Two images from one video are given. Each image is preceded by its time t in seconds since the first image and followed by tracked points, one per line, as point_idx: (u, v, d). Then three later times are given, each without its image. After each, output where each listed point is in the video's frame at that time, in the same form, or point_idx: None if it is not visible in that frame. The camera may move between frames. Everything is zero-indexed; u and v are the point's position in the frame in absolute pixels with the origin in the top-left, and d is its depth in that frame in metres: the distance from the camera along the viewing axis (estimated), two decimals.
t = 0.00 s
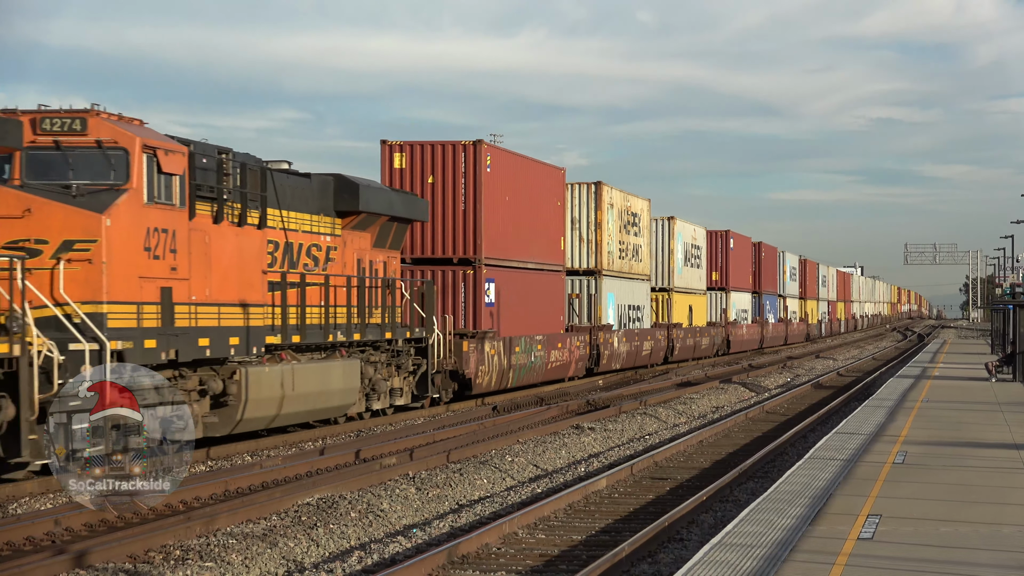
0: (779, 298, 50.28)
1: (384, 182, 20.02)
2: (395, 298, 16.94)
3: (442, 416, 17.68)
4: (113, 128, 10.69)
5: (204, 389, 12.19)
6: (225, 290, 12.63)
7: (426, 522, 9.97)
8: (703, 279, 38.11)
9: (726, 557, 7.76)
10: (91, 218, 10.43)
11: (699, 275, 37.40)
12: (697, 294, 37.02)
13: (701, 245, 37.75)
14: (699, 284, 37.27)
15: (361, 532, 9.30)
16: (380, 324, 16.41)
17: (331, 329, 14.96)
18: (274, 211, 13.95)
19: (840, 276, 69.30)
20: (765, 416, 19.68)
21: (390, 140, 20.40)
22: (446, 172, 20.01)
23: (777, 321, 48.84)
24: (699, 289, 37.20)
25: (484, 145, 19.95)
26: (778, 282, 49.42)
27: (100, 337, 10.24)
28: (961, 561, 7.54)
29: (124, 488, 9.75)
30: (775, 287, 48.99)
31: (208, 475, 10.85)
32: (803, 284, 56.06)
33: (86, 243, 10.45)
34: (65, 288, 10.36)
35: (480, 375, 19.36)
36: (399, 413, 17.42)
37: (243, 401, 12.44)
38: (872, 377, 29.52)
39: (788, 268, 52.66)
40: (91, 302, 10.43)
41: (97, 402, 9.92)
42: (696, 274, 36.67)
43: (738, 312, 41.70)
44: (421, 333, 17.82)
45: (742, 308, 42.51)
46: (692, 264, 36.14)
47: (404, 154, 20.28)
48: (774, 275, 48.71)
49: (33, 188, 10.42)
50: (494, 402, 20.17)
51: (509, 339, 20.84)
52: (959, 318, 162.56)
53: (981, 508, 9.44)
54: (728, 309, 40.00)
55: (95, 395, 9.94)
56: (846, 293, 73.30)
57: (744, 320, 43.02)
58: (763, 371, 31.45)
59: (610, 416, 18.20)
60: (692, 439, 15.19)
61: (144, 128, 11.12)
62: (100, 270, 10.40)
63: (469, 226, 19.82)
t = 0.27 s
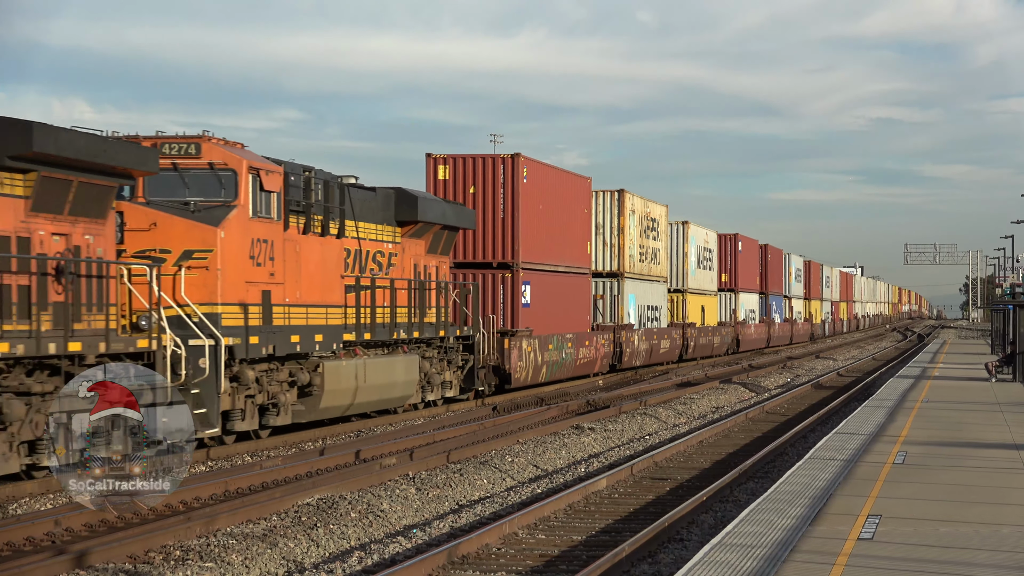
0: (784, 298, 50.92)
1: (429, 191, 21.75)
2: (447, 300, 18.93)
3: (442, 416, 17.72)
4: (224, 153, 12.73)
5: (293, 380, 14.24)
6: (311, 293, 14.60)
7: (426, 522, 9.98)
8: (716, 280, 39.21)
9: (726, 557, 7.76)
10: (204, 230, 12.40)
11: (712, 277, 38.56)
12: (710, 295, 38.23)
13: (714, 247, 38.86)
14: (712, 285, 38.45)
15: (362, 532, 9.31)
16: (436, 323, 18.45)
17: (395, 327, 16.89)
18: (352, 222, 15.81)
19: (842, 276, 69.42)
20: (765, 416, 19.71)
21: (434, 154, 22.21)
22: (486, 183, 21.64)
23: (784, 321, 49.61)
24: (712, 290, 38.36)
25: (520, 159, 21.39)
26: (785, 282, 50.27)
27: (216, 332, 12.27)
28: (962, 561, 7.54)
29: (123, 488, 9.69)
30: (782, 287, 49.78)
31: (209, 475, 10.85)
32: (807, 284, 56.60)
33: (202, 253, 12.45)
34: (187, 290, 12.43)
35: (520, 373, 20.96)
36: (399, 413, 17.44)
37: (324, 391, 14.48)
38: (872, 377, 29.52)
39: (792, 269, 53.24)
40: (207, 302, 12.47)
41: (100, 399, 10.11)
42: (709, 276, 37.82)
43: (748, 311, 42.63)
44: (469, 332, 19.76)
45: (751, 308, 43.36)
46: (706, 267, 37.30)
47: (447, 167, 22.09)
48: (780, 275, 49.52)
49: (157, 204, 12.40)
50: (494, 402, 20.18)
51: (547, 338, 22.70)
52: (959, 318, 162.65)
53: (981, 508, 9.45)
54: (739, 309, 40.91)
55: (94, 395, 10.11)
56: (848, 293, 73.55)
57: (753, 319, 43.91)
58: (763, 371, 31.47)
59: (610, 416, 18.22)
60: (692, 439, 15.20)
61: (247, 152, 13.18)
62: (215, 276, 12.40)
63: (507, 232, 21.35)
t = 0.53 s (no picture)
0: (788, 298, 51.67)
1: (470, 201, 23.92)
2: (489, 300, 20.75)
3: (442, 416, 17.72)
4: (308, 171, 14.20)
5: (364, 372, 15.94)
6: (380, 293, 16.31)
7: (426, 522, 9.97)
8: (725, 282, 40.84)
9: (727, 557, 7.76)
10: (294, 240, 13.94)
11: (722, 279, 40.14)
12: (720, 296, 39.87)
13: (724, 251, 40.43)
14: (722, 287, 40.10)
15: (361, 532, 9.30)
16: (479, 322, 20.21)
17: (446, 325, 18.76)
18: (413, 230, 17.59)
19: (845, 277, 69.70)
20: (765, 416, 19.71)
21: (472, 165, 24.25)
22: (521, 193, 23.78)
23: (791, 321, 50.88)
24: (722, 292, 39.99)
25: (553, 170, 23.71)
26: (789, 283, 51.46)
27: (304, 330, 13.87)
28: (962, 561, 7.54)
29: (123, 488, 9.68)
30: (785, 288, 50.80)
31: (209, 475, 10.84)
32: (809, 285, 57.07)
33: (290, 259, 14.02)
34: (278, 292, 14.00)
35: (553, 367, 22.84)
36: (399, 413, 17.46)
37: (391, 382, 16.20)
38: (872, 377, 29.52)
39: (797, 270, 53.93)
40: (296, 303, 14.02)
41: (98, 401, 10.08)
42: (718, 279, 39.46)
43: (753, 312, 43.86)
44: (508, 329, 21.50)
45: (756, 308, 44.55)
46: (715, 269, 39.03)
47: (483, 177, 24.19)
48: (785, 276, 50.59)
49: (251, 217, 13.95)
50: (494, 402, 20.20)
51: (575, 334, 24.72)
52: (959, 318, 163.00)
53: (980, 508, 9.44)
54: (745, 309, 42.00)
55: (95, 394, 10.08)
56: (851, 293, 73.90)
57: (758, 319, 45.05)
58: (763, 371, 31.48)
59: (610, 416, 18.22)
60: (692, 439, 15.20)
61: (326, 169, 14.67)
62: (304, 280, 13.97)
63: (540, 238, 23.53)
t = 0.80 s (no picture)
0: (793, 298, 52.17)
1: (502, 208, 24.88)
2: (525, 301, 22.40)
3: (441, 416, 17.73)
4: (375, 185, 15.83)
5: (420, 367, 17.76)
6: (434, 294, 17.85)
7: (426, 522, 9.97)
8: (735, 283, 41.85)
9: (726, 557, 7.75)
10: (363, 249, 15.64)
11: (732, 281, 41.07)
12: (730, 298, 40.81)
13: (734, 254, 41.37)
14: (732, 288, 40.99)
15: (361, 532, 9.30)
16: (517, 321, 21.86)
17: (489, 323, 20.45)
18: (462, 238, 19.25)
19: (847, 277, 69.85)
20: (764, 416, 19.70)
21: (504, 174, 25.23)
22: (551, 201, 24.69)
23: (795, 321, 51.69)
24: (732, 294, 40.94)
25: (579, 179, 24.55)
26: (795, 284, 52.25)
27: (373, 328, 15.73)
28: (962, 561, 7.54)
29: (122, 488, 9.36)
30: (791, 288, 51.43)
31: (209, 475, 10.82)
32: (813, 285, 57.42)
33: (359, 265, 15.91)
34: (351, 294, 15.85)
35: (582, 362, 24.51)
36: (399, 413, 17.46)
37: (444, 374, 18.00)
38: (872, 377, 29.50)
39: (801, 271, 54.43)
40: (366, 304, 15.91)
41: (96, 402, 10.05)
42: (728, 280, 40.39)
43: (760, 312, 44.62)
44: (542, 327, 23.09)
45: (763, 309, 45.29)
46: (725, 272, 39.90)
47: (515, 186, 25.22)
48: (791, 277, 51.27)
49: (325, 227, 15.50)
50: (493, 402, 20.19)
51: (603, 332, 26.24)
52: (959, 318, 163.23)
53: (980, 508, 9.44)
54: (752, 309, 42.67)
55: (94, 395, 10.11)
56: (853, 293, 74.14)
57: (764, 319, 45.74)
58: (762, 371, 31.47)
59: (610, 416, 18.21)
60: (692, 439, 15.20)
61: (388, 183, 16.34)
62: (372, 283, 15.69)
63: (569, 244, 24.44)
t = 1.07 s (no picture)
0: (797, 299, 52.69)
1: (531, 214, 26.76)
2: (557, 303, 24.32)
3: (441, 416, 17.72)
4: (430, 198, 18.10)
5: (467, 362, 19.72)
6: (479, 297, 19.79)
7: (426, 522, 9.97)
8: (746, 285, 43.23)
9: (726, 557, 7.76)
10: (420, 255, 17.92)
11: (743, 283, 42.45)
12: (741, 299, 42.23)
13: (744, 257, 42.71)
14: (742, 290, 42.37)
15: (361, 532, 9.30)
16: (549, 321, 23.78)
17: (526, 322, 22.35)
18: (503, 243, 21.33)
19: (850, 277, 70.30)
20: (764, 416, 19.69)
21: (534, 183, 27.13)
22: (577, 208, 26.57)
23: (799, 321, 52.26)
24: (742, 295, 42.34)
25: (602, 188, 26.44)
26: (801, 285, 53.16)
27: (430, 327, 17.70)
28: (962, 561, 7.54)
29: (123, 488, 9.68)
30: (797, 289, 52.14)
31: (209, 475, 10.81)
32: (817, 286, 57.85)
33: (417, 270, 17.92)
34: (410, 295, 17.92)
35: (606, 359, 26.45)
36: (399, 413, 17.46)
37: (489, 369, 19.91)
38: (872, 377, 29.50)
39: (805, 272, 54.86)
40: (421, 303, 17.96)
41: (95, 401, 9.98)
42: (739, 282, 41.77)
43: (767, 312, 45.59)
44: (571, 326, 25.03)
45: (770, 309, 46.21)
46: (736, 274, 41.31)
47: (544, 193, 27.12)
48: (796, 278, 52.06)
49: (387, 235, 17.95)
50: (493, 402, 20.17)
51: (626, 331, 28.10)
52: (959, 317, 163.54)
53: (980, 508, 9.44)
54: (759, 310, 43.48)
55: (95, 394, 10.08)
56: (855, 293, 74.40)
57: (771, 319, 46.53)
58: (762, 371, 31.47)
59: (610, 416, 18.21)
60: (692, 439, 15.20)
61: (440, 196, 18.52)
62: (428, 285, 17.91)
63: (592, 247, 26.33)
